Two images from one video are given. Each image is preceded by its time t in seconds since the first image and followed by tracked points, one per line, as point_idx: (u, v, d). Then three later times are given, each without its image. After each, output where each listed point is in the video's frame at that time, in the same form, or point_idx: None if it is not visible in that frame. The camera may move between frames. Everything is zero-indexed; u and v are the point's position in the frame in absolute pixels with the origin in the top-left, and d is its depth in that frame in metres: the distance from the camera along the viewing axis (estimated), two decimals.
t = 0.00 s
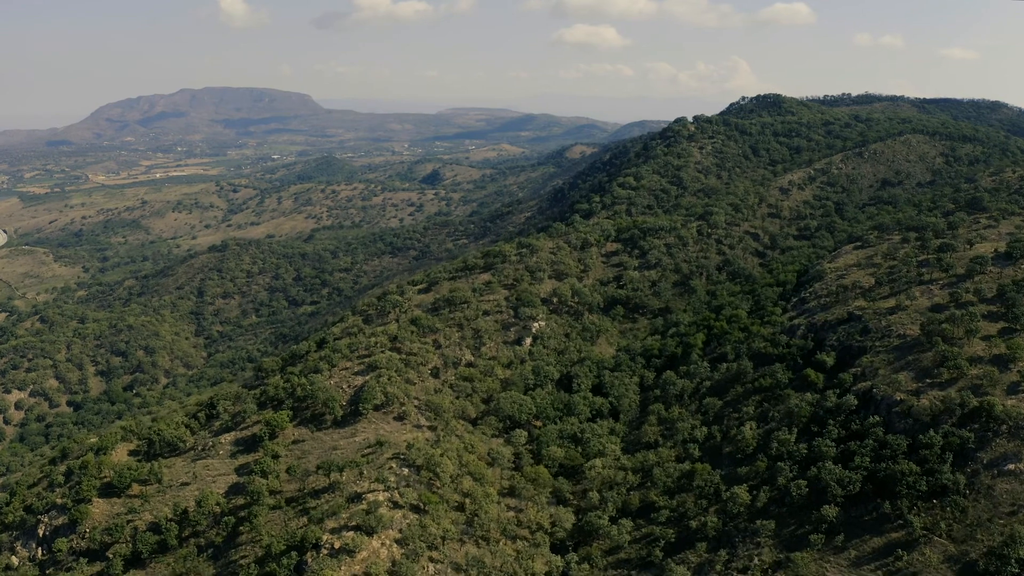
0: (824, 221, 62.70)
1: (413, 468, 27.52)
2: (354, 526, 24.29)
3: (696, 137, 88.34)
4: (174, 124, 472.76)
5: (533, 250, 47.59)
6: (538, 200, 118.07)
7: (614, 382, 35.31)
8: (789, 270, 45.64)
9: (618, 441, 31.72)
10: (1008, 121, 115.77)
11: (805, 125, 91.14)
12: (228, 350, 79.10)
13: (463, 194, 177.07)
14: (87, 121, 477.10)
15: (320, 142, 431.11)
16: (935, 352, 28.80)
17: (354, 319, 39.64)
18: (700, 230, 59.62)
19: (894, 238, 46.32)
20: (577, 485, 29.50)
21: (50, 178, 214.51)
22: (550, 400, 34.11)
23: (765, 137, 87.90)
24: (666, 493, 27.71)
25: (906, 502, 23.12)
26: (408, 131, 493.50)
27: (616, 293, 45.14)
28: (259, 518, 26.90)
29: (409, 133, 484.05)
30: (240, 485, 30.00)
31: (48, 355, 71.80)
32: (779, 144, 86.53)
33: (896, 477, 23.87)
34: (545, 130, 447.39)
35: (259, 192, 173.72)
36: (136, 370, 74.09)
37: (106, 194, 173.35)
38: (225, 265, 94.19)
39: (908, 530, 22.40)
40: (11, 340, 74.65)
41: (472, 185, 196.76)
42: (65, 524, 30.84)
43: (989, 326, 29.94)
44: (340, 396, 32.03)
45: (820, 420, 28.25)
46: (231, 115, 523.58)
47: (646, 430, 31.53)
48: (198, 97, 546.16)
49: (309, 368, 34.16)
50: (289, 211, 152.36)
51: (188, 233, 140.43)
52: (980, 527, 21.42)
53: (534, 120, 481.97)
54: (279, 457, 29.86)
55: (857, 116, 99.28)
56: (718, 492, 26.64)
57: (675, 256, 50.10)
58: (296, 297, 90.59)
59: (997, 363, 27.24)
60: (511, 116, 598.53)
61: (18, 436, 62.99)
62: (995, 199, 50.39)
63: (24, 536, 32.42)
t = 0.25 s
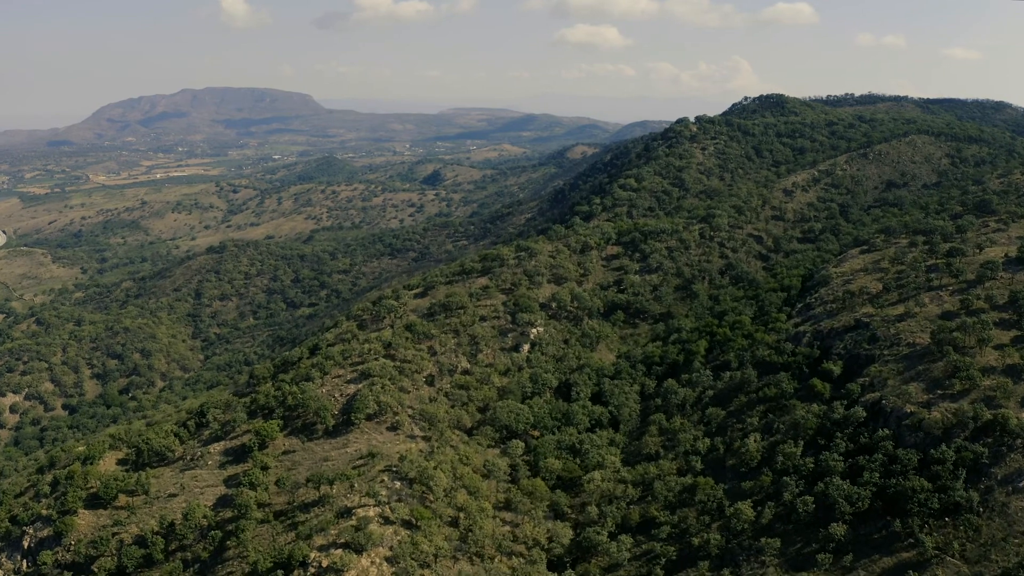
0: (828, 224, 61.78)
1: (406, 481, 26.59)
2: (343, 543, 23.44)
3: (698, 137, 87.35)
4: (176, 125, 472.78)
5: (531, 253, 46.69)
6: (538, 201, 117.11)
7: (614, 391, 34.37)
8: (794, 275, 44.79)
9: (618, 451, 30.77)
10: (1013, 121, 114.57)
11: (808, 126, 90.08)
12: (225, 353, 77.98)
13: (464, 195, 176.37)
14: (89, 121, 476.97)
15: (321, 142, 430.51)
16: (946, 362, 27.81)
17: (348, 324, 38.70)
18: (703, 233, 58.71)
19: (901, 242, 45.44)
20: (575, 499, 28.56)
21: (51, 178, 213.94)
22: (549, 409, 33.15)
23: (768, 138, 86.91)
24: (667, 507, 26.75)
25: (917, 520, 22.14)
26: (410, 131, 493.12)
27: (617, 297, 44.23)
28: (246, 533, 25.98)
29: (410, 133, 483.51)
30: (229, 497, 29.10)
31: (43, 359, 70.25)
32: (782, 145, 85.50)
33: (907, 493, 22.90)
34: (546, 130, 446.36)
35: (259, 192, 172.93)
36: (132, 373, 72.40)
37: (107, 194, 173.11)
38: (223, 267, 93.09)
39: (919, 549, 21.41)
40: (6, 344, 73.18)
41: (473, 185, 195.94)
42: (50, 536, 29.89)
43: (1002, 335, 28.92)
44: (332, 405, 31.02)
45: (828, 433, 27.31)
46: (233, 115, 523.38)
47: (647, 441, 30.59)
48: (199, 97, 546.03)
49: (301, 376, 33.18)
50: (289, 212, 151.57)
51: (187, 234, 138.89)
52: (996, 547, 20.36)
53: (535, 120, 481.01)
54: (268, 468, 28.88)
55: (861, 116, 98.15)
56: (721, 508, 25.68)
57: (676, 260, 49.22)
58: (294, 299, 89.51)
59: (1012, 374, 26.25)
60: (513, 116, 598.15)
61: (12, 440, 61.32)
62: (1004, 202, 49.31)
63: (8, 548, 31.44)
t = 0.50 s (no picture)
0: (833, 227, 60.85)
1: (398, 496, 25.65)
2: (332, 562, 22.57)
3: (701, 138, 86.29)
4: (178, 125, 472.77)
5: (530, 257, 45.80)
6: (539, 202, 116.18)
7: (615, 400, 33.41)
8: (800, 280, 44.10)
9: (618, 464, 29.81)
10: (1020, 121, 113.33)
11: (812, 126, 88.98)
12: (223, 355, 76.34)
13: (465, 195, 175.53)
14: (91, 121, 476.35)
15: (322, 142, 429.70)
16: (958, 373, 26.84)
17: (342, 330, 37.68)
18: (706, 236, 57.77)
19: (910, 247, 44.69)
20: (574, 513, 27.58)
21: (52, 178, 213.54)
22: (547, 419, 32.16)
23: (772, 138, 85.85)
24: (669, 524, 25.76)
25: (930, 540, 21.16)
26: (412, 131, 492.60)
27: (618, 303, 43.29)
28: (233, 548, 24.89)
29: (412, 133, 482.82)
30: (217, 510, 28.18)
31: (39, 361, 68.26)
32: (786, 146, 84.45)
33: (918, 512, 21.94)
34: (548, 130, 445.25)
35: (259, 193, 172.05)
36: (129, 376, 70.42)
37: (107, 194, 172.07)
38: (221, 268, 91.34)
39: (932, 571, 20.44)
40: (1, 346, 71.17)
41: (474, 186, 194.94)
42: (36, 548, 28.71)
43: (1016, 343, 27.93)
44: (324, 414, 29.95)
45: (835, 447, 26.39)
46: (234, 115, 523.17)
47: (648, 453, 29.62)
48: (201, 97, 545.57)
49: (292, 384, 32.10)
50: (289, 212, 150.74)
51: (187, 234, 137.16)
52: (1013, 570, 19.39)
53: (537, 120, 479.92)
54: (258, 480, 27.80)
55: (866, 116, 96.97)
56: (725, 524, 24.72)
57: (679, 264, 48.38)
58: (293, 301, 87.94)
59: None
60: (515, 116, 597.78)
61: (6, 444, 59.44)
62: (1014, 205, 48.30)
63: None
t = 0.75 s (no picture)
0: (838, 230, 59.96)
1: (389, 511, 24.68)
2: None
3: (704, 139, 85.25)
4: (180, 125, 472.64)
5: (529, 260, 44.91)
6: (541, 203, 115.26)
7: (615, 410, 32.49)
8: (806, 286, 43.53)
9: (618, 477, 28.82)
10: None
11: (817, 127, 87.88)
12: (220, 358, 73.90)
13: (466, 196, 174.73)
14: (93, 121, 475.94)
15: (324, 142, 428.93)
16: (972, 384, 25.87)
17: (335, 335, 36.59)
18: (709, 239, 56.87)
19: (917, 252, 44.03)
20: (572, 528, 26.56)
21: (53, 179, 212.93)
22: (545, 429, 31.20)
23: (776, 139, 84.83)
24: (671, 541, 24.80)
25: (943, 562, 20.15)
26: (414, 132, 492.06)
27: (619, 308, 42.42)
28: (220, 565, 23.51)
29: (414, 133, 482.23)
30: (204, 524, 27.09)
31: (35, 364, 65.63)
32: (790, 146, 83.42)
33: (931, 532, 20.97)
34: (551, 130, 444.25)
35: (260, 193, 170.99)
36: (126, 380, 68.18)
37: (107, 195, 172.27)
38: (219, 270, 88.71)
39: None
40: None
41: (476, 186, 194.03)
42: (18, 563, 26.96)
43: None
44: (315, 424, 28.80)
45: (844, 462, 25.48)
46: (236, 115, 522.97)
47: (649, 466, 28.66)
48: (203, 97, 545.47)
49: (283, 392, 30.82)
50: (289, 213, 149.85)
51: (187, 235, 135.78)
52: None
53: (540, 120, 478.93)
54: (246, 493, 26.54)
55: (870, 116, 95.84)
56: (729, 542, 23.77)
57: (681, 268, 47.58)
58: (292, 304, 85.84)
59: None
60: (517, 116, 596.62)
61: None
62: None
63: None
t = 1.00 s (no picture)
0: (844, 233, 59.06)
1: (381, 528, 23.73)
2: None
3: (707, 140, 84.24)
4: (183, 125, 472.29)
5: (528, 265, 44.00)
6: (542, 204, 114.32)
7: (615, 420, 31.57)
8: (812, 291, 42.91)
9: (618, 491, 27.82)
10: None
11: (821, 127, 86.73)
12: (217, 361, 71.34)
13: (468, 196, 173.86)
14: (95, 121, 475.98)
15: (326, 142, 428.07)
16: (986, 397, 24.91)
17: (328, 342, 35.58)
18: (712, 243, 56.00)
19: (926, 256, 43.36)
20: (570, 544, 25.51)
21: (54, 180, 212.11)
22: (543, 441, 30.20)
23: (780, 140, 83.82)
24: (672, 560, 23.80)
25: None
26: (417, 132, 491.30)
27: (620, 313, 41.55)
28: None
29: (417, 134, 481.55)
30: (190, 539, 26.03)
31: (30, 367, 62.51)
32: (795, 147, 82.38)
33: (945, 554, 19.99)
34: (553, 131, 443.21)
35: (260, 194, 169.80)
36: (122, 383, 65.32)
37: (107, 194, 172.17)
38: (217, 272, 85.94)
39: None
40: None
41: (477, 187, 193.06)
42: None
43: None
44: (306, 435, 27.72)
45: (854, 479, 24.56)
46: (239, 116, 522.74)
47: (650, 479, 27.70)
48: (204, 97, 545.60)
49: (273, 401, 29.69)
50: (290, 214, 148.92)
51: (187, 235, 134.77)
52: None
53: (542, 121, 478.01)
54: (234, 508, 25.27)
55: (875, 116, 94.77)
56: (733, 562, 22.80)
57: (684, 272, 46.85)
58: (291, 305, 83.59)
59: None
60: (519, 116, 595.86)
61: None
62: None
63: None
